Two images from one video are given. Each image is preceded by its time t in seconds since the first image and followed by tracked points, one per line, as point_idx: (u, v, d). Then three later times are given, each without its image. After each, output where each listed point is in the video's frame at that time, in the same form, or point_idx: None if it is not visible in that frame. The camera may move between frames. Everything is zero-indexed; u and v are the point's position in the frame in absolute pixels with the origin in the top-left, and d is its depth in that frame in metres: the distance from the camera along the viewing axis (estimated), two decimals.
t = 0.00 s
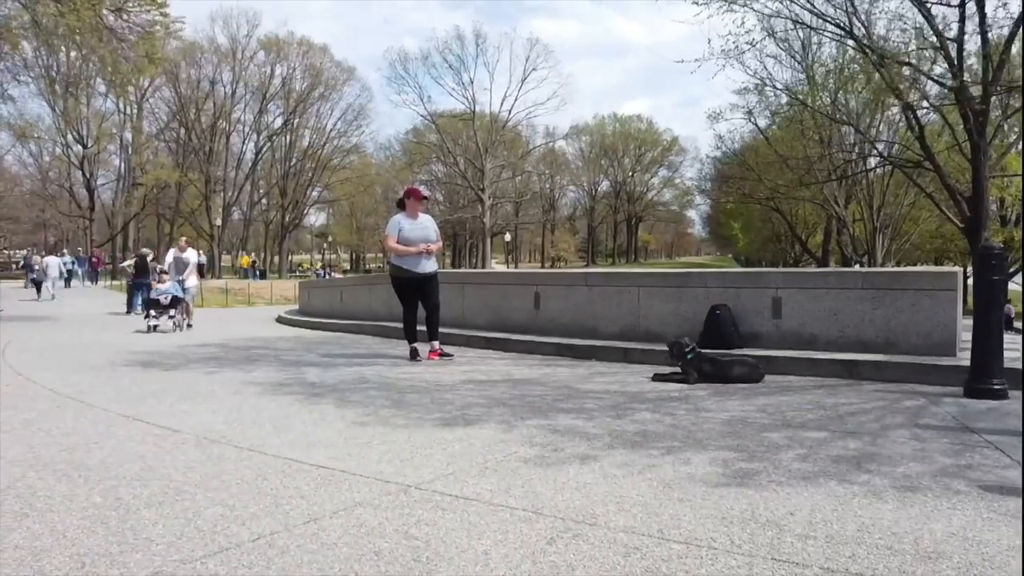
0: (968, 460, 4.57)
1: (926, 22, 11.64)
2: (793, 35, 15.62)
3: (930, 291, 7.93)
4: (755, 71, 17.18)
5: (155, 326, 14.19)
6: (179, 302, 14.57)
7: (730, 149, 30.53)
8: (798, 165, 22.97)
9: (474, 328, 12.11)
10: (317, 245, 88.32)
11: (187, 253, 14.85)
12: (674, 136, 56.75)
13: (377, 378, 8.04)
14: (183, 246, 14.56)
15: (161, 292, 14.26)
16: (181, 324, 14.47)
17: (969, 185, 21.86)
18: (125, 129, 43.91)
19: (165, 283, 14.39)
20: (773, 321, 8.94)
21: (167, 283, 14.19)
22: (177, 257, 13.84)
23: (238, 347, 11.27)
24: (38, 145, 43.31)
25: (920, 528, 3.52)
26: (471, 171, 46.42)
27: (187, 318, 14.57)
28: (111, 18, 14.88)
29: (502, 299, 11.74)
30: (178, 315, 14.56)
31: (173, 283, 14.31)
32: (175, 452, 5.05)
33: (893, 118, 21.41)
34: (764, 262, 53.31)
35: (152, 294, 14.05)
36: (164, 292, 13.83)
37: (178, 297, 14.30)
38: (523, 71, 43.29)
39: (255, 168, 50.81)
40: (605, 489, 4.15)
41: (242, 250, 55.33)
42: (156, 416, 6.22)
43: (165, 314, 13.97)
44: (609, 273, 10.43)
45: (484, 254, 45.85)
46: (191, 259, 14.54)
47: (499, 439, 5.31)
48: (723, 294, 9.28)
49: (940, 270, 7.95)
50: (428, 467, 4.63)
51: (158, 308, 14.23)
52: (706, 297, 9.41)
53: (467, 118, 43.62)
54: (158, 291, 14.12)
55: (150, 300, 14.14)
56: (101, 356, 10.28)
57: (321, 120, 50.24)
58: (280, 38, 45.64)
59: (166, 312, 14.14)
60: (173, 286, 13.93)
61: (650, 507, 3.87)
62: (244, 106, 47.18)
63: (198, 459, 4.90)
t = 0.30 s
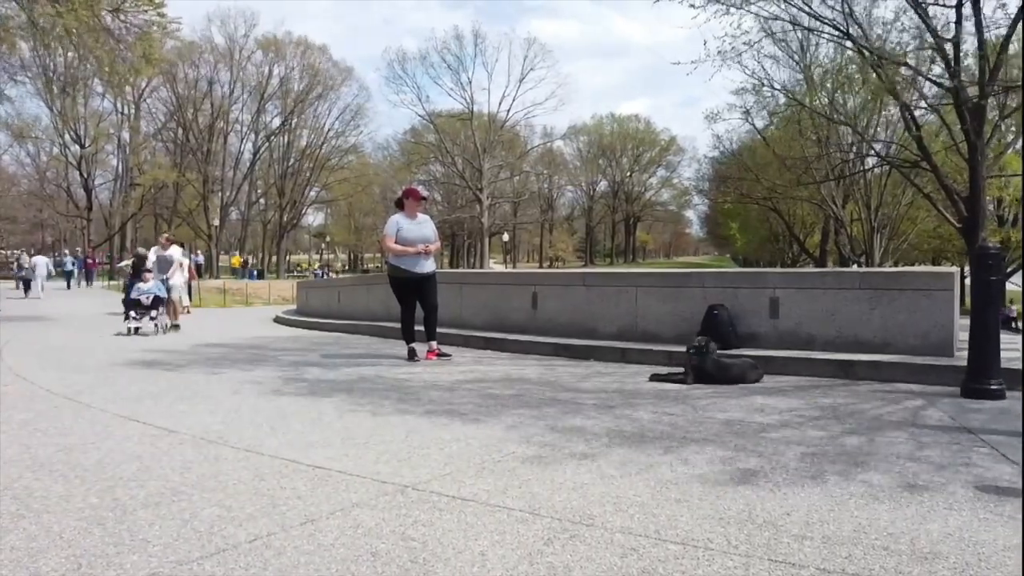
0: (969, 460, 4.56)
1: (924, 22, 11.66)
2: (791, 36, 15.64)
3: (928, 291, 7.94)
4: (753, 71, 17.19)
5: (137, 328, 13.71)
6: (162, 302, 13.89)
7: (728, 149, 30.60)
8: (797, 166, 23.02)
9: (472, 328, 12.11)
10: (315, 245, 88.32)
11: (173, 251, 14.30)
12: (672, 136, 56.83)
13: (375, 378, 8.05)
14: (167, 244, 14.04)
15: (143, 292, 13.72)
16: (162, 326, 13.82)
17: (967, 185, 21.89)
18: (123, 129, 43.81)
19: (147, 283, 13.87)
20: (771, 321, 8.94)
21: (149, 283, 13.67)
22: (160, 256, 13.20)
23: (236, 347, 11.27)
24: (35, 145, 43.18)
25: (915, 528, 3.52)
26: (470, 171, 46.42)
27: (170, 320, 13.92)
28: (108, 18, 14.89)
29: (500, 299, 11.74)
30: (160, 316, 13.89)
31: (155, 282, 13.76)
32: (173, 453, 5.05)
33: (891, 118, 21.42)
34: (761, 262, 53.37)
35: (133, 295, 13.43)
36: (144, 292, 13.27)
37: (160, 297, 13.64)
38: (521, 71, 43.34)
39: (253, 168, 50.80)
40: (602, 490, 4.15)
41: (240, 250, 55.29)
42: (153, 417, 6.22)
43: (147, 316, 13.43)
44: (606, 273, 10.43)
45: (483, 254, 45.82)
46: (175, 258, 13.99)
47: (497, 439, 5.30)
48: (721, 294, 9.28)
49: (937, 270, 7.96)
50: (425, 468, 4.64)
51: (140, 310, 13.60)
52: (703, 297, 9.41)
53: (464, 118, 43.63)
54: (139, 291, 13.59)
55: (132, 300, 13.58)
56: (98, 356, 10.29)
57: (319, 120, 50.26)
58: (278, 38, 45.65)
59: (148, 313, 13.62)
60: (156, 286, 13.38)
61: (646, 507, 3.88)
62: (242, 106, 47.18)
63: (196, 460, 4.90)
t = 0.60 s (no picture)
0: (965, 460, 4.57)
1: (920, 22, 11.66)
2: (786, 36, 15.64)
3: (922, 290, 7.95)
4: (748, 71, 17.20)
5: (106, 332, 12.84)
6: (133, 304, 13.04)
7: (724, 149, 30.69)
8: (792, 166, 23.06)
9: (467, 328, 12.11)
10: (312, 245, 88.25)
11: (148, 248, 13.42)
12: (668, 136, 56.94)
13: (369, 378, 8.04)
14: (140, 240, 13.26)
15: (114, 292, 13.35)
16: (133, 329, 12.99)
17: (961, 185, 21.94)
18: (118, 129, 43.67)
19: (119, 282, 13.42)
20: (767, 321, 8.95)
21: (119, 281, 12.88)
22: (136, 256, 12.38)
23: (231, 347, 11.25)
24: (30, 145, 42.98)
25: (908, 526, 3.52)
26: (466, 171, 46.43)
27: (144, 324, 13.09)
28: (103, 18, 14.82)
29: (496, 299, 11.74)
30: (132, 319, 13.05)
31: (127, 281, 13.26)
32: (166, 453, 5.04)
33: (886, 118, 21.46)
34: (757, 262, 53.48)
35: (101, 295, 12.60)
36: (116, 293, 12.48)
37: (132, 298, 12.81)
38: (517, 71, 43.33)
39: (248, 168, 50.75)
40: (596, 489, 4.15)
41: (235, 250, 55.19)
42: (147, 417, 6.20)
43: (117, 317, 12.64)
44: (602, 273, 10.44)
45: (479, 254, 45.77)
46: (149, 255, 13.25)
47: (491, 438, 5.30)
48: (716, 294, 9.29)
49: (932, 270, 7.97)
50: (420, 467, 4.63)
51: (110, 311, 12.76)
52: (699, 297, 9.41)
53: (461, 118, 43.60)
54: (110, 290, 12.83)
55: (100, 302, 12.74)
56: (92, 356, 10.27)
57: (315, 120, 50.28)
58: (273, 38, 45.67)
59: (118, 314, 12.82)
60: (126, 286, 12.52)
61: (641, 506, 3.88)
62: (237, 105, 47.16)
63: (189, 460, 4.89)
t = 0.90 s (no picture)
0: (961, 459, 4.58)
1: (916, 22, 11.68)
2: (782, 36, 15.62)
3: (917, 291, 7.97)
4: (745, 71, 17.21)
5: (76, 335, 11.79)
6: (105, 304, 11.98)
7: (720, 149, 30.75)
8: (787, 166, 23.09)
9: (464, 328, 12.12)
10: (308, 245, 88.15)
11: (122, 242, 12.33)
12: (664, 136, 57.04)
13: (366, 378, 8.04)
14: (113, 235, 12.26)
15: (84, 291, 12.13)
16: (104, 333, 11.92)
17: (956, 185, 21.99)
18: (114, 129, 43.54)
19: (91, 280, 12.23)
20: (762, 321, 8.96)
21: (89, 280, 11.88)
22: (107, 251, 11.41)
23: (227, 347, 11.24)
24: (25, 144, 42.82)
25: (905, 525, 3.54)
26: (462, 171, 46.47)
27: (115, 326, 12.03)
28: (98, 19, 14.87)
29: (493, 299, 11.74)
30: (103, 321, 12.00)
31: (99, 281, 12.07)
32: (162, 453, 5.04)
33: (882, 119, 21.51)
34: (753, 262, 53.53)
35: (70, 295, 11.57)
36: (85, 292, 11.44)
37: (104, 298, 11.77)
38: (514, 71, 43.35)
39: (244, 167, 50.74)
40: (594, 489, 4.15)
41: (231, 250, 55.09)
42: (144, 417, 6.20)
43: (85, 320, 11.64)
44: (598, 273, 10.44)
45: (475, 254, 45.75)
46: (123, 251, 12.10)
47: (488, 438, 5.30)
48: (712, 294, 9.30)
49: (927, 270, 7.99)
50: (417, 467, 4.63)
51: (81, 313, 11.74)
52: (695, 296, 9.42)
53: (457, 118, 43.59)
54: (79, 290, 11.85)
55: (69, 302, 11.70)
56: (88, 356, 10.25)
57: (311, 120, 50.31)
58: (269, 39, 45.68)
59: (89, 317, 11.75)
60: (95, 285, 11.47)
61: (637, 506, 3.89)
62: (233, 105, 47.15)
63: (186, 459, 4.89)
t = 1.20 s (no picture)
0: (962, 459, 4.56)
1: (914, 22, 11.68)
2: (781, 36, 15.61)
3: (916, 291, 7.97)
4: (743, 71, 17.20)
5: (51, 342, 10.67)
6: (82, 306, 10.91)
7: (719, 149, 30.78)
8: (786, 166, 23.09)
9: (463, 328, 12.11)
10: (306, 245, 88.11)
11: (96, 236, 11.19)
12: (663, 137, 57.10)
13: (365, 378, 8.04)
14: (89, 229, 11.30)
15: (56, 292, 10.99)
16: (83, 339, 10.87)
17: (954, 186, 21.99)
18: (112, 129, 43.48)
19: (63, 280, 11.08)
20: (762, 321, 8.96)
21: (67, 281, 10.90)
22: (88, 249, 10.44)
23: (227, 347, 11.24)
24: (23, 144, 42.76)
25: (903, 525, 3.54)
26: (460, 171, 46.49)
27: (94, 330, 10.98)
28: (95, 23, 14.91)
29: (492, 299, 11.74)
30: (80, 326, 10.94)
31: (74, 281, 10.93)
32: (161, 454, 5.03)
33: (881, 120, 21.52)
34: (752, 262, 53.54)
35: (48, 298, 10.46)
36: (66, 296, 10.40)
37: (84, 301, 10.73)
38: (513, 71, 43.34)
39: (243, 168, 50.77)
40: (592, 489, 4.15)
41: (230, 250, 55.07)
42: (143, 417, 6.19)
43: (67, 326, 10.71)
44: (597, 273, 10.44)
45: (474, 254, 45.73)
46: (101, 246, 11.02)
47: (487, 439, 5.29)
48: (711, 294, 9.30)
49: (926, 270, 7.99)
50: (416, 468, 4.63)
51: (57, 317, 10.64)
52: (694, 296, 9.42)
53: (456, 118, 43.61)
54: (54, 292, 10.87)
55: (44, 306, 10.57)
56: (87, 356, 10.25)
57: (310, 120, 50.36)
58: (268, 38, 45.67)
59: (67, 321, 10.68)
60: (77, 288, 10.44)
61: (635, 506, 3.89)
62: (231, 105, 47.18)
63: (185, 460, 4.89)
